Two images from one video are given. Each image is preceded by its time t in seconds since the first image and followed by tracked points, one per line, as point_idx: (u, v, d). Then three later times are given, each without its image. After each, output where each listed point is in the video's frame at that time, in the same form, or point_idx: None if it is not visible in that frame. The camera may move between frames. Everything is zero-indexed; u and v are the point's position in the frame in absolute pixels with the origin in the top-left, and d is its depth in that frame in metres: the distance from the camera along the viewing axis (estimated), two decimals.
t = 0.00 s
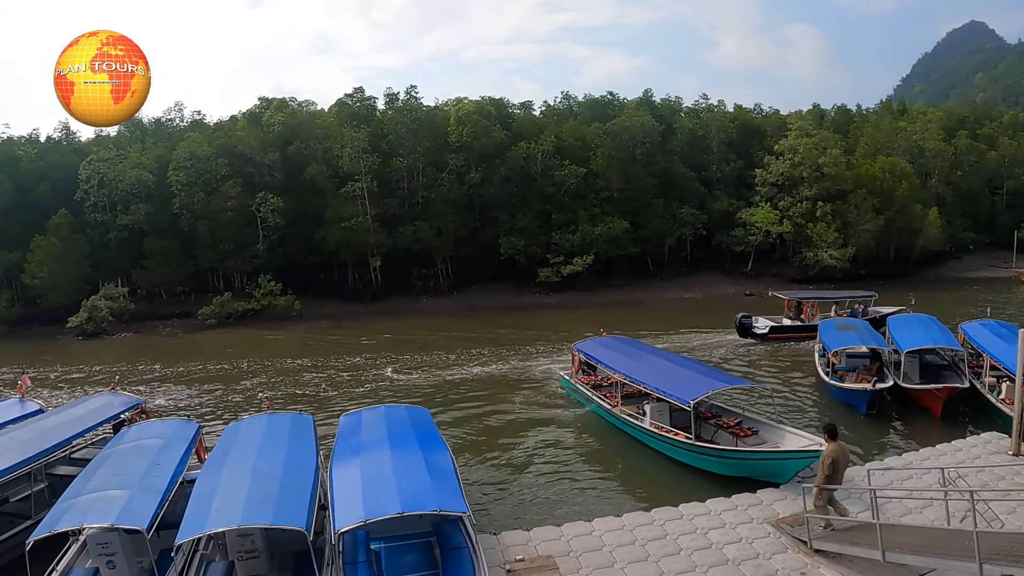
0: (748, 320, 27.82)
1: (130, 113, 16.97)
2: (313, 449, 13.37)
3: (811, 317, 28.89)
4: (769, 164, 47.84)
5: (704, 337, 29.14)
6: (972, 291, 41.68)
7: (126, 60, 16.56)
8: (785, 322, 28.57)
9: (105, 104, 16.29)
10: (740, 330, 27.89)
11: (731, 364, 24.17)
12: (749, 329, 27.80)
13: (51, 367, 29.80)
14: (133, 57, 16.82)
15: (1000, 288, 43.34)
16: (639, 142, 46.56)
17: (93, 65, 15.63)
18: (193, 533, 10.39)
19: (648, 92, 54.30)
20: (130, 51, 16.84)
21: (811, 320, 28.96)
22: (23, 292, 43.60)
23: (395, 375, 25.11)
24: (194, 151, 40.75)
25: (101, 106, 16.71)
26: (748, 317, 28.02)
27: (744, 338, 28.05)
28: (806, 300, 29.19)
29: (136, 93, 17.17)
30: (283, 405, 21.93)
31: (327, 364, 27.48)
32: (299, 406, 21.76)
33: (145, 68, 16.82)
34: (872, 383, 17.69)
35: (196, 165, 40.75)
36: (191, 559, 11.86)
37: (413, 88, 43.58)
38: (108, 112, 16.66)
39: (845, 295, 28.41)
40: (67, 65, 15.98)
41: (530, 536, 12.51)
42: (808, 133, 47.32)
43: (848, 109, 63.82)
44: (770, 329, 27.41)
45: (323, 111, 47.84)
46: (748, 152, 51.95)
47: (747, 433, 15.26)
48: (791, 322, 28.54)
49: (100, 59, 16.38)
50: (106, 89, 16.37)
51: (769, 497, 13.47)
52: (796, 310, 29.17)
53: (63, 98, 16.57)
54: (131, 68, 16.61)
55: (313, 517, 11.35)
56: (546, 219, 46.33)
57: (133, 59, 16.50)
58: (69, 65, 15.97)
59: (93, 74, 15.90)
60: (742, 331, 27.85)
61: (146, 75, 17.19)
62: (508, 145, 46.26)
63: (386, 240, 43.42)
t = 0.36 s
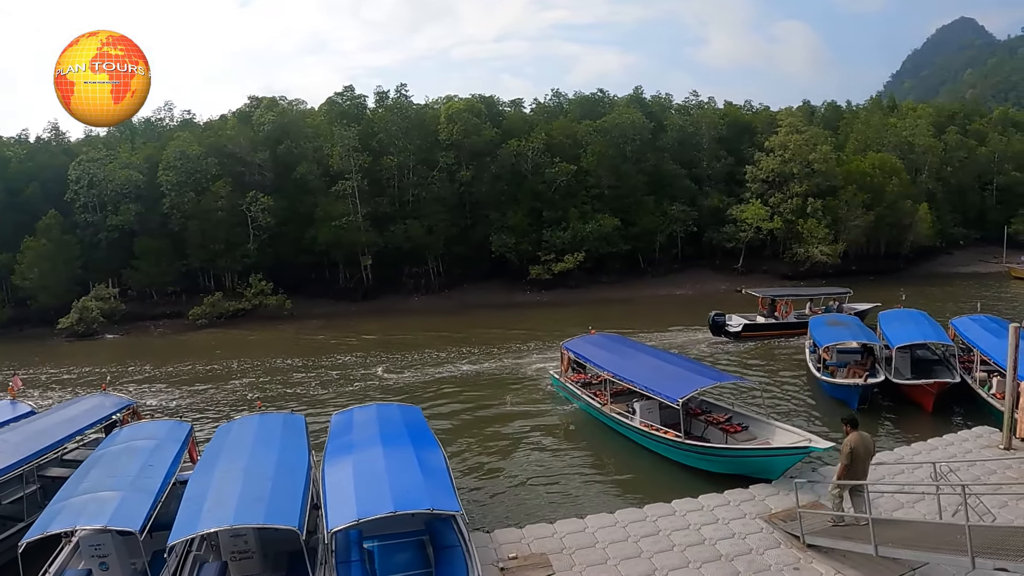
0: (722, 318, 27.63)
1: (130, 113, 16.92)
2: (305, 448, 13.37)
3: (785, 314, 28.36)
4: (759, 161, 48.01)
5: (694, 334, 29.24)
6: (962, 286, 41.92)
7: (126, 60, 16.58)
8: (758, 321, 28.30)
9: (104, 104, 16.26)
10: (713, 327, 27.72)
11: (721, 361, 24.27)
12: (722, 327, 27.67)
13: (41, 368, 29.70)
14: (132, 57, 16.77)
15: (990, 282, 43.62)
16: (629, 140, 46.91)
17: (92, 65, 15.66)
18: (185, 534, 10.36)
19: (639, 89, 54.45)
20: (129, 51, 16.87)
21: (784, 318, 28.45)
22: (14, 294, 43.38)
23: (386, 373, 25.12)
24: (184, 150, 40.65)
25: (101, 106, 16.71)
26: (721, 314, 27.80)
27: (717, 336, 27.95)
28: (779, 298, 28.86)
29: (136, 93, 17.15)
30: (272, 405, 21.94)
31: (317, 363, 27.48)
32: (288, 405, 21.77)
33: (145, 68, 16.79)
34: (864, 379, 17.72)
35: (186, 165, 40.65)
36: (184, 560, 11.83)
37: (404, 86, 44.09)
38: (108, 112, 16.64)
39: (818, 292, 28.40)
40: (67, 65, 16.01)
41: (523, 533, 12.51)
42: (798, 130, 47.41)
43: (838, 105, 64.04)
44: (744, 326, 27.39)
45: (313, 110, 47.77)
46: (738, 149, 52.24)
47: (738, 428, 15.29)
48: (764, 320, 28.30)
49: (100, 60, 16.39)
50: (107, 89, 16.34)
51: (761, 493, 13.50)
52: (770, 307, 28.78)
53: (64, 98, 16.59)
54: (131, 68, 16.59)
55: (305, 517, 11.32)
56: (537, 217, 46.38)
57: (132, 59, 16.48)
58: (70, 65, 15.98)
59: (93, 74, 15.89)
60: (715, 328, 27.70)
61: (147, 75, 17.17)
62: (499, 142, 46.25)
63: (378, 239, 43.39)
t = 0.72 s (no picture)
0: (694, 322, 27.64)
1: (130, 113, 16.90)
2: (295, 449, 13.36)
3: (758, 317, 28.29)
4: (751, 162, 48.21)
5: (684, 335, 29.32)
6: (952, 287, 42.13)
7: (126, 60, 16.61)
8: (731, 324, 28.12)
9: (104, 104, 16.25)
10: (685, 331, 27.66)
11: (711, 363, 24.34)
12: (694, 330, 27.63)
13: (30, 369, 29.56)
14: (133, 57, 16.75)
15: (980, 284, 43.89)
16: (622, 141, 46.56)
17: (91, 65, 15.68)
18: (175, 535, 10.35)
19: (630, 91, 54.57)
20: (129, 52, 16.91)
21: (757, 320, 28.31)
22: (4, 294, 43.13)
23: (376, 374, 25.10)
24: (175, 150, 40.53)
25: (101, 106, 16.70)
26: (692, 318, 27.86)
27: (690, 340, 27.83)
28: (752, 301, 28.82)
29: (136, 94, 17.17)
30: (261, 406, 21.92)
31: (307, 364, 27.44)
32: (277, 406, 21.74)
33: (145, 68, 16.78)
34: (855, 380, 17.76)
35: (177, 165, 40.56)
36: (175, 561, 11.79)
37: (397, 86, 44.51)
38: (108, 112, 16.61)
39: (789, 295, 28.48)
40: (67, 65, 16.04)
41: (515, 534, 12.53)
42: (790, 132, 47.55)
43: (829, 108, 64.32)
44: (715, 330, 27.20)
45: (305, 111, 47.71)
46: (729, 151, 52.72)
47: (727, 430, 15.32)
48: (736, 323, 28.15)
49: (101, 60, 16.40)
50: (106, 89, 16.34)
51: (752, 494, 13.56)
52: (742, 310, 28.68)
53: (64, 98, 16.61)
54: (131, 68, 16.60)
55: (296, 518, 11.32)
56: (529, 218, 46.47)
57: (132, 59, 16.51)
58: (70, 65, 16.02)
59: (93, 74, 15.89)
60: (687, 332, 27.66)
61: (147, 76, 17.18)
62: (491, 143, 46.31)
63: (370, 240, 43.36)
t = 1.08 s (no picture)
0: (672, 327, 27.66)
1: (129, 113, 16.87)
2: (292, 451, 13.37)
3: (737, 323, 27.97)
4: (748, 167, 48.29)
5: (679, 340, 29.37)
6: (949, 293, 42.18)
7: (126, 60, 16.60)
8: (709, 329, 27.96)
9: (103, 104, 16.22)
10: (663, 337, 27.75)
11: (707, 367, 24.37)
12: (672, 336, 27.66)
13: (25, 371, 29.51)
14: (132, 57, 16.69)
15: (977, 289, 43.97)
16: (620, 145, 46.64)
17: (89, 64, 15.70)
18: (170, 537, 10.34)
19: (628, 95, 54.67)
20: (129, 52, 16.91)
21: (736, 326, 28.01)
22: None
23: (372, 377, 25.07)
24: (173, 152, 40.53)
25: (101, 106, 16.66)
26: (670, 323, 27.82)
27: (669, 345, 27.91)
28: (732, 307, 28.61)
29: (135, 94, 17.16)
30: (256, 409, 21.92)
31: (302, 367, 27.44)
32: (272, 409, 21.75)
33: (144, 67, 16.72)
34: (852, 385, 17.78)
35: (174, 166, 40.57)
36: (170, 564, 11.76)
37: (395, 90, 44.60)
38: (108, 112, 16.58)
39: (769, 301, 28.25)
40: (66, 64, 16.05)
41: (510, 538, 12.53)
42: (787, 137, 47.59)
43: (827, 112, 64.36)
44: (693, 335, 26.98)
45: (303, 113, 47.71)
46: (727, 155, 52.82)
47: (720, 434, 15.35)
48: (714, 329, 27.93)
49: (100, 60, 16.39)
50: (106, 89, 16.32)
51: (748, 498, 13.58)
52: (721, 316, 28.41)
53: (63, 98, 16.62)
54: (130, 68, 16.57)
55: (292, 521, 11.31)
56: (526, 221, 46.50)
57: (131, 59, 16.51)
58: (69, 65, 16.03)
59: (92, 74, 15.88)
60: (666, 338, 27.73)
61: (146, 76, 17.17)
62: (488, 147, 46.36)
63: (367, 243, 43.37)
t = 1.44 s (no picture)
0: (643, 326, 27.76)
1: (129, 113, 17.25)
2: (280, 450, 13.36)
3: (707, 321, 28.04)
4: (737, 164, 48.46)
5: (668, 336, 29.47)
6: (938, 289, 42.40)
7: (126, 60, 16.97)
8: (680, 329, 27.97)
9: (104, 104, 16.59)
10: (634, 335, 27.83)
11: (695, 365, 24.45)
12: (643, 335, 27.72)
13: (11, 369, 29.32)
14: (131, 58, 17.08)
15: (965, 286, 44.16)
16: (609, 142, 47.05)
17: (91, 64, 16.10)
18: (159, 536, 10.30)
19: (618, 92, 54.84)
20: (128, 52, 17.26)
21: (708, 324, 28.05)
22: None
23: (360, 375, 25.05)
24: (161, 149, 40.39)
25: (101, 106, 17.05)
26: (642, 322, 27.93)
27: (640, 344, 28.02)
28: (703, 305, 28.69)
29: (134, 94, 17.56)
30: (243, 406, 21.89)
31: (290, 364, 27.41)
32: (259, 406, 21.75)
33: (144, 68, 17.15)
34: (841, 382, 17.85)
35: (163, 164, 40.43)
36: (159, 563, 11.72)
37: (385, 86, 44.82)
38: (108, 111, 16.95)
39: (741, 299, 28.20)
40: (66, 64, 16.38)
41: (500, 535, 12.54)
42: (776, 134, 47.76)
43: (816, 110, 64.59)
44: (664, 334, 26.91)
45: (292, 110, 47.64)
46: (716, 152, 53.20)
47: (708, 431, 15.41)
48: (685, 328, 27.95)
49: (100, 61, 16.76)
50: (107, 88, 16.70)
51: (737, 494, 13.63)
52: (692, 315, 28.55)
53: (64, 98, 16.94)
54: (130, 68, 16.97)
55: (281, 519, 11.29)
56: (516, 219, 46.47)
57: (131, 59, 16.89)
58: (69, 65, 16.36)
59: (93, 74, 16.26)
60: (636, 336, 27.80)
61: (145, 75, 17.57)
62: (478, 144, 46.36)
63: (356, 240, 43.30)
